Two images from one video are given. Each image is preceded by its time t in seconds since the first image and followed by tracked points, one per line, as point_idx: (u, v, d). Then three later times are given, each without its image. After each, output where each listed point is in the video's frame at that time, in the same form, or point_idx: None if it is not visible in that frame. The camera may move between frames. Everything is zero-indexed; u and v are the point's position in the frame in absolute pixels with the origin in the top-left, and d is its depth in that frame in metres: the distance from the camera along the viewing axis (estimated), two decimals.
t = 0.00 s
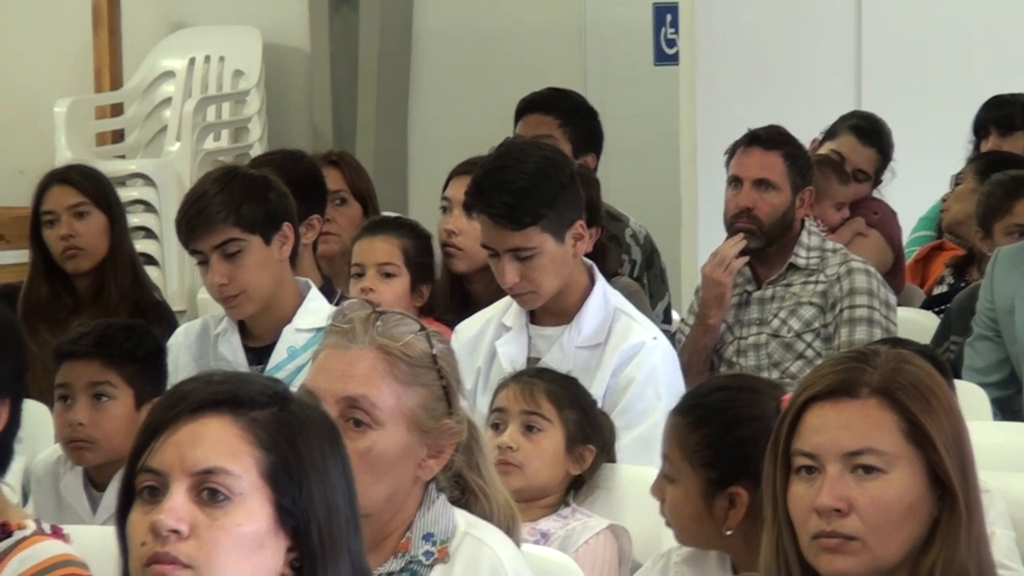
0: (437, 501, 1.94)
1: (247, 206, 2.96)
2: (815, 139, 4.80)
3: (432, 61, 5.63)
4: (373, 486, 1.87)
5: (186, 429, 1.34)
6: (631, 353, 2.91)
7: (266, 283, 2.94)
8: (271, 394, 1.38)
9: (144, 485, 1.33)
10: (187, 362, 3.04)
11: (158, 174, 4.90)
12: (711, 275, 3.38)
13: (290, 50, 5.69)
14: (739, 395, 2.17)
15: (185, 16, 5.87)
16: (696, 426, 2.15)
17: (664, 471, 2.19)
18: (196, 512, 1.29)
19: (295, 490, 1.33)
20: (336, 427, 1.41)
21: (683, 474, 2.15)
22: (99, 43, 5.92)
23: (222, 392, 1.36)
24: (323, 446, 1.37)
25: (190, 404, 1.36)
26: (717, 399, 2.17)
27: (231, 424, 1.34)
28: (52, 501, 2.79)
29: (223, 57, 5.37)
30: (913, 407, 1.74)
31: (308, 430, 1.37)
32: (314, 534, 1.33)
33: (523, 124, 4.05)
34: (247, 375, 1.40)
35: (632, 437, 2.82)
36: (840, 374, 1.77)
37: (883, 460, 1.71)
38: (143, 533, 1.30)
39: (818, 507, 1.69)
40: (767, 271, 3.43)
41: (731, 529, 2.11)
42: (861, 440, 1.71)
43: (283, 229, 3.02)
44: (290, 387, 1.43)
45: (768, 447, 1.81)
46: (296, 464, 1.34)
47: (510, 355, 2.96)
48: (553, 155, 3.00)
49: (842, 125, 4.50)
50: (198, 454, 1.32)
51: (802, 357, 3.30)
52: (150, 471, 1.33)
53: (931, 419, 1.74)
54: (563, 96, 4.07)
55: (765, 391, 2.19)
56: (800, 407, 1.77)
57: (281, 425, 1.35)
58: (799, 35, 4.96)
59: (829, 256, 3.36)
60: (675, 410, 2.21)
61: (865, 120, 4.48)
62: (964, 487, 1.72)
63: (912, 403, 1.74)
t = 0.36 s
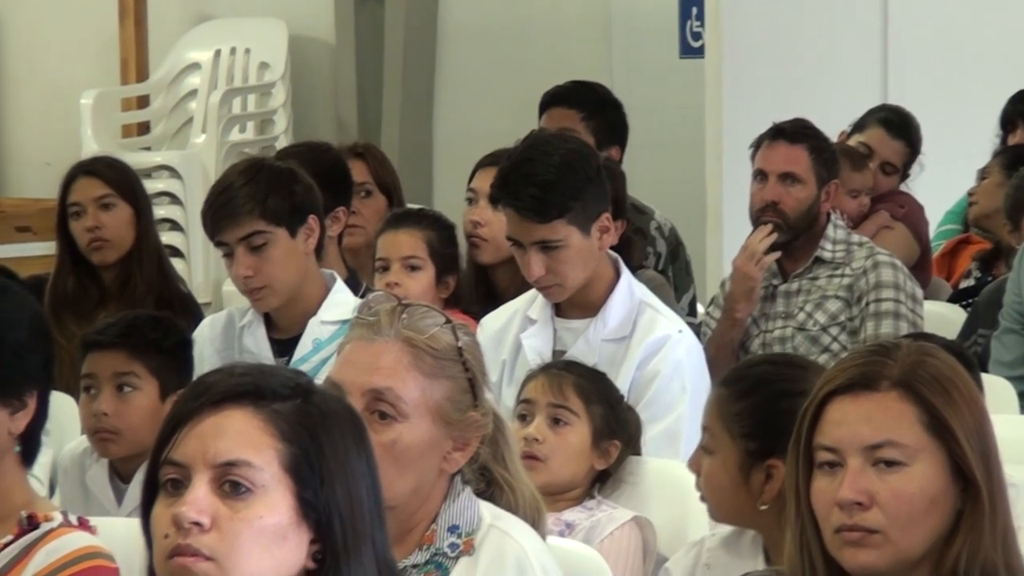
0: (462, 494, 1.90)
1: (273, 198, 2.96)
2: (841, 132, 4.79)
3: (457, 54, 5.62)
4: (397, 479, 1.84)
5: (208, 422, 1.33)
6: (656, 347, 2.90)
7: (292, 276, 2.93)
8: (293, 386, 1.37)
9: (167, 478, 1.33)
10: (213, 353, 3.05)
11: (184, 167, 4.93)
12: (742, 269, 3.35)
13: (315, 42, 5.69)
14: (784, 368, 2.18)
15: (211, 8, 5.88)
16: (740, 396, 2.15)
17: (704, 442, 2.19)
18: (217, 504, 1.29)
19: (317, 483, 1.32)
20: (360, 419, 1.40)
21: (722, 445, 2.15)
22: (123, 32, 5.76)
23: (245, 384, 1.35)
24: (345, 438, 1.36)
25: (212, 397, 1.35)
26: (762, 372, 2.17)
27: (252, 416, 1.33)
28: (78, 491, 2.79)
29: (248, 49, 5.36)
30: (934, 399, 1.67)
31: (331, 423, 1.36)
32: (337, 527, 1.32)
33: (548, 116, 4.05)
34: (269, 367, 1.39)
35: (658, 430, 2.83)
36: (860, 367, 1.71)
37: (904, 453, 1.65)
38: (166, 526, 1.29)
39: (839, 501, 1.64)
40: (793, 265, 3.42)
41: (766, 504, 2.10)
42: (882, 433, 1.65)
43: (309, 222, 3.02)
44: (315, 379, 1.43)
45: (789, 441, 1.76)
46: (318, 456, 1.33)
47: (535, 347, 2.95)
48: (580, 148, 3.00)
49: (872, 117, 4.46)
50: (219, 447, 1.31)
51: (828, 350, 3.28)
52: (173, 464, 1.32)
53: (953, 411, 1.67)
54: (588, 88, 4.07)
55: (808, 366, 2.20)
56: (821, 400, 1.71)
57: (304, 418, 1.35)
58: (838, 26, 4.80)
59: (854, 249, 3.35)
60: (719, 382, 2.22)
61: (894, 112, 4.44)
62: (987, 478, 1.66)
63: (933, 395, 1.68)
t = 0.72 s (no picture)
0: (480, 486, 1.89)
1: (289, 190, 2.96)
2: (858, 124, 4.78)
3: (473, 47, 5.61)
4: (414, 472, 1.83)
5: (213, 417, 1.33)
6: (672, 339, 2.89)
7: (307, 268, 2.93)
8: (302, 377, 1.37)
9: (176, 472, 1.33)
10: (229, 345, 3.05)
11: (201, 160, 4.95)
12: (761, 262, 3.35)
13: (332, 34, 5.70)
14: (810, 349, 2.19)
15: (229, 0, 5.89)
16: (766, 377, 2.16)
17: (730, 426, 2.19)
18: (224, 499, 1.29)
19: (325, 476, 1.32)
20: (370, 409, 1.39)
21: (751, 428, 2.15)
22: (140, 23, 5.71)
23: (252, 377, 1.35)
24: (354, 430, 1.35)
25: (218, 390, 1.35)
26: (788, 354, 2.18)
27: (259, 409, 1.33)
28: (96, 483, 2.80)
29: (265, 41, 5.36)
30: (948, 391, 1.66)
31: (339, 414, 1.36)
32: (347, 519, 1.32)
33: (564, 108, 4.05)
34: (278, 359, 1.39)
35: (673, 423, 2.82)
36: (874, 359, 1.70)
37: (919, 444, 1.64)
38: (175, 521, 1.29)
39: (854, 493, 1.63)
40: (810, 257, 3.42)
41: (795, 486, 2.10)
42: (896, 424, 1.64)
43: (325, 214, 3.02)
44: (326, 370, 1.42)
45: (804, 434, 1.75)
46: (326, 448, 1.33)
47: (551, 339, 2.95)
48: (596, 140, 2.99)
49: (885, 111, 4.46)
50: (226, 441, 1.31)
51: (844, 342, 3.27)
52: (182, 459, 1.32)
53: (966, 402, 1.66)
54: (605, 80, 4.06)
55: (831, 346, 2.20)
56: (835, 393, 1.70)
57: (311, 409, 1.34)
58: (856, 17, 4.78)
59: (872, 242, 3.34)
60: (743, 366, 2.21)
61: (909, 105, 4.45)
62: (1002, 467, 1.65)
63: (947, 386, 1.66)
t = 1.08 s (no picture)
0: (501, 479, 1.88)
1: (311, 184, 2.96)
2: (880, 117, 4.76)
3: (493, 41, 5.61)
4: (436, 465, 1.81)
5: (232, 413, 1.33)
6: (693, 333, 2.89)
7: (328, 262, 2.93)
8: (323, 371, 1.37)
9: (197, 468, 1.32)
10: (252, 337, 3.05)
11: (222, 152, 4.99)
12: (782, 256, 3.35)
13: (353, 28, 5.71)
14: (830, 344, 2.18)
15: None
16: (785, 375, 2.15)
17: (750, 425, 2.18)
18: (246, 494, 1.28)
19: (346, 470, 1.32)
20: (391, 403, 1.39)
21: (772, 428, 2.14)
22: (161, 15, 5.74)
23: (271, 372, 1.35)
24: (376, 423, 1.35)
25: (239, 386, 1.34)
26: (805, 349, 2.17)
27: (279, 404, 1.33)
28: (117, 476, 2.81)
29: (286, 35, 5.36)
30: (970, 384, 1.65)
31: (359, 408, 1.35)
32: (368, 513, 1.31)
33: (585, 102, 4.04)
34: (297, 353, 1.39)
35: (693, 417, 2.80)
36: (894, 353, 1.69)
37: (941, 438, 1.62)
38: (197, 517, 1.29)
39: (875, 487, 1.62)
40: (831, 251, 3.40)
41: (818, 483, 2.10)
42: (917, 418, 1.63)
43: (347, 208, 3.02)
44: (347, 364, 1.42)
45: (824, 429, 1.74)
46: (346, 443, 1.33)
47: (572, 334, 2.95)
48: (616, 133, 2.98)
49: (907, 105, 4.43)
50: (246, 436, 1.30)
51: (866, 336, 3.26)
52: (203, 454, 1.32)
53: (988, 395, 1.65)
54: (627, 72, 4.05)
55: (851, 340, 2.19)
56: (855, 387, 1.69)
57: (331, 403, 1.34)
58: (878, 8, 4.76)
59: (893, 235, 3.32)
60: (760, 363, 2.20)
61: (931, 99, 4.42)
62: None
63: (968, 379, 1.65)
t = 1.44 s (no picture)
0: (519, 475, 1.88)
1: (331, 180, 2.96)
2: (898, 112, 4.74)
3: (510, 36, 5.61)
4: (455, 460, 1.81)
5: (253, 408, 1.33)
6: (711, 327, 2.88)
7: (347, 258, 2.94)
8: (342, 367, 1.38)
9: (216, 463, 1.32)
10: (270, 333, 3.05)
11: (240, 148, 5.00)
12: (802, 250, 3.35)
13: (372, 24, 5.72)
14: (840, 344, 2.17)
15: None
16: (793, 378, 2.14)
17: (763, 427, 2.18)
18: (265, 489, 1.28)
19: (365, 466, 1.32)
20: (410, 400, 1.40)
21: (784, 430, 2.13)
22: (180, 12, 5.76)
23: (291, 367, 1.35)
24: (395, 420, 1.36)
25: (258, 382, 1.35)
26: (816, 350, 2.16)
27: (299, 400, 1.33)
28: (137, 472, 2.82)
29: (304, 30, 5.36)
30: (989, 378, 1.64)
31: (378, 404, 1.36)
32: (387, 509, 1.32)
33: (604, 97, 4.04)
34: (315, 349, 1.39)
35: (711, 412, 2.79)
36: (913, 348, 1.68)
37: (960, 432, 1.62)
38: (216, 513, 1.28)
39: (895, 481, 1.61)
40: (851, 245, 3.39)
41: (831, 482, 2.09)
42: (936, 412, 1.62)
43: (366, 204, 3.02)
44: (365, 360, 1.43)
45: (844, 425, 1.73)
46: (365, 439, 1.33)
47: (590, 329, 2.95)
48: (634, 127, 2.98)
49: (925, 100, 4.42)
50: (266, 432, 1.31)
51: (885, 330, 3.25)
52: (223, 449, 1.32)
53: (1008, 389, 1.64)
54: (645, 67, 4.04)
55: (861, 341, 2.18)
56: (874, 382, 1.68)
57: (350, 399, 1.35)
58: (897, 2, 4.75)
59: (913, 229, 3.31)
60: (772, 364, 2.19)
61: (949, 93, 4.41)
62: None
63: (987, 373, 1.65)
